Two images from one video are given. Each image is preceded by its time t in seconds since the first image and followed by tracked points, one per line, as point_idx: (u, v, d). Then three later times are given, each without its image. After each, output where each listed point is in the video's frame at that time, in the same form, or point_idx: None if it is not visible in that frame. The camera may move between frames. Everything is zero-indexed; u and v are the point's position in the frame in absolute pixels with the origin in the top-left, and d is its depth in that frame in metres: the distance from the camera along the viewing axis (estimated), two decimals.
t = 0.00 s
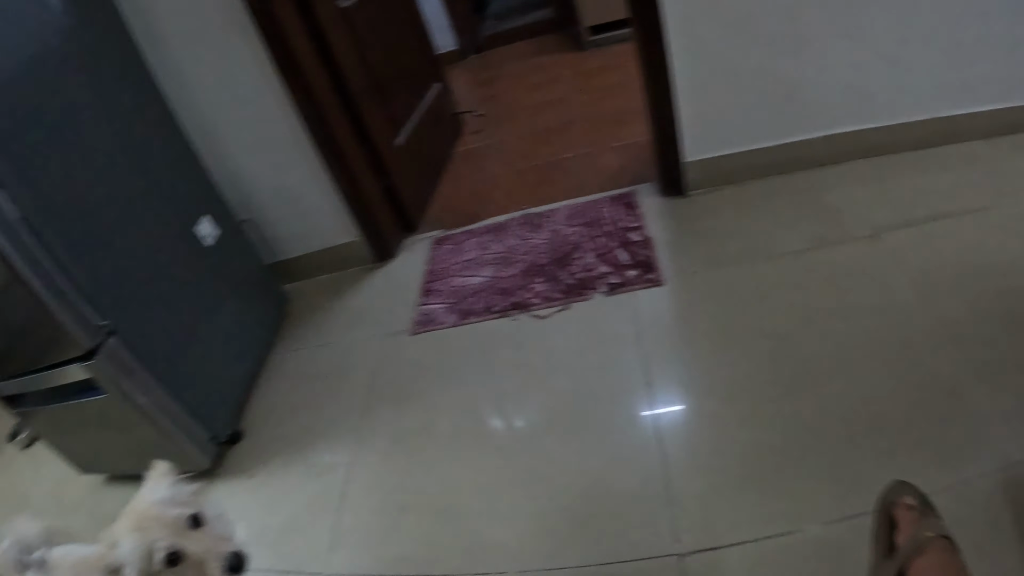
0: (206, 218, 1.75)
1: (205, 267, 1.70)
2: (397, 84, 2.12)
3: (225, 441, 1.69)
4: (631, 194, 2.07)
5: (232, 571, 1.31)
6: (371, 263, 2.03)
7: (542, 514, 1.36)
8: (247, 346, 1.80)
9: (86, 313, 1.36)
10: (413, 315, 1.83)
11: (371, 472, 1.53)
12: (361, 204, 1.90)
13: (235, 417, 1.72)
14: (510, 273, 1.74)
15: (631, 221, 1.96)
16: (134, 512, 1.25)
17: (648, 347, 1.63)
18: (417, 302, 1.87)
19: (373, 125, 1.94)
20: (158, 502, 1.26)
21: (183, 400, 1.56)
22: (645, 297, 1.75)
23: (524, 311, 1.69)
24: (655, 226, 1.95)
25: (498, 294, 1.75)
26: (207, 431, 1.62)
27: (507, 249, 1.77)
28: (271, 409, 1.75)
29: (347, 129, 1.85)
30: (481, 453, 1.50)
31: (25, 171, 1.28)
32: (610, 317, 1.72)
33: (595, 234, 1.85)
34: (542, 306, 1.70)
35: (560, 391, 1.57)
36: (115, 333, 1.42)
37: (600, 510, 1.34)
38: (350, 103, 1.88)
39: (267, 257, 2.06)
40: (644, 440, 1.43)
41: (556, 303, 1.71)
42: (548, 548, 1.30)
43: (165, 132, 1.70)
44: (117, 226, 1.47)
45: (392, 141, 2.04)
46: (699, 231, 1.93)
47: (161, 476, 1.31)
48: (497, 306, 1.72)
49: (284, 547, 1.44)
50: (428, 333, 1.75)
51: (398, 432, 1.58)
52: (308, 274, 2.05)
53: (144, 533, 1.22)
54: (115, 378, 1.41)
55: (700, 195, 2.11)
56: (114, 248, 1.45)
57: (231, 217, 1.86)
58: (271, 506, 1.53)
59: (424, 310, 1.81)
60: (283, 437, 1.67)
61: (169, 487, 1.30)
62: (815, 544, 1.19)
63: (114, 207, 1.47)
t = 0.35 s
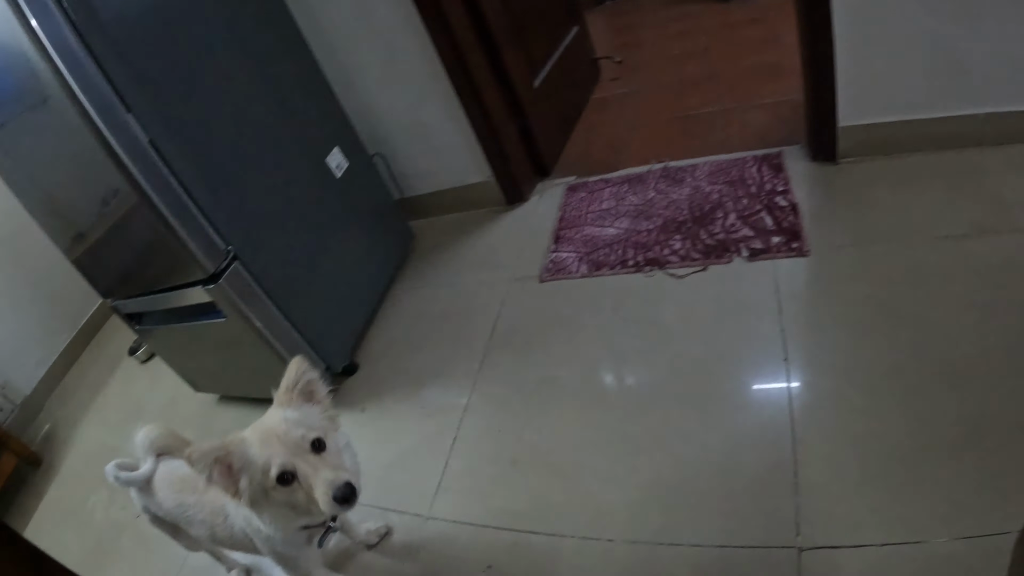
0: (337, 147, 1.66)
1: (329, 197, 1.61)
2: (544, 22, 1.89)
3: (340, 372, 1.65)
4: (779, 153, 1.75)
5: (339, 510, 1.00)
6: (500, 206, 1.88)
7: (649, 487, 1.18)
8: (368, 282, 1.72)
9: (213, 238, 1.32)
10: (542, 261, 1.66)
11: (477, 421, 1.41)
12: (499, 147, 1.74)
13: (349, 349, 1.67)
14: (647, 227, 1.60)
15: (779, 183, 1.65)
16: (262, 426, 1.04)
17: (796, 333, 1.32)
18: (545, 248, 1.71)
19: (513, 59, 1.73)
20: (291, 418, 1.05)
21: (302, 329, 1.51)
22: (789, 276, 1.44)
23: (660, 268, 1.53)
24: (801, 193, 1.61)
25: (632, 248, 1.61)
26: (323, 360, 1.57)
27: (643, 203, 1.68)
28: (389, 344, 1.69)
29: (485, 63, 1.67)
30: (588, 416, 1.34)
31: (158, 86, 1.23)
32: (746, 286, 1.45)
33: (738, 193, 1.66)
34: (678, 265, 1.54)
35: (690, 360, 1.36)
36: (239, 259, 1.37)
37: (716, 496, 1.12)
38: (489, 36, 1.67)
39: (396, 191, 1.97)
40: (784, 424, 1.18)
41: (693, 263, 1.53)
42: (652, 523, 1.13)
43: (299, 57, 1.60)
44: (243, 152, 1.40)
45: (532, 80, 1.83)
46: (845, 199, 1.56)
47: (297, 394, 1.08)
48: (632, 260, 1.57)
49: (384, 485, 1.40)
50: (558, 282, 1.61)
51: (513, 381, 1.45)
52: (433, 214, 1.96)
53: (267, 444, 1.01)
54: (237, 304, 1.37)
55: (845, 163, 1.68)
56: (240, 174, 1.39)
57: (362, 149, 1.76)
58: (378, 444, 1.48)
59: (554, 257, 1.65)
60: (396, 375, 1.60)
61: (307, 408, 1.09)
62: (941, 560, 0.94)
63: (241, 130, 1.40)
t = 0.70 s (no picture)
0: (389, 117, 1.59)
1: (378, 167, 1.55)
2: None
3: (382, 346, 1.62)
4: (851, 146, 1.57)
5: (318, 470, 0.88)
6: (557, 184, 1.79)
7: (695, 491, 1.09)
8: (414, 257, 1.67)
9: (257, 204, 1.29)
10: (598, 245, 1.57)
11: (519, 407, 1.35)
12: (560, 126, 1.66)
13: (392, 324, 1.62)
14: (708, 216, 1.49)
15: (850, 177, 1.49)
16: (256, 382, 0.94)
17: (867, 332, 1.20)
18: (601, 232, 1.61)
19: (574, 34, 1.63)
20: (285, 372, 0.95)
21: (343, 301, 1.47)
22: (853, 274, 1.30)
23: (720, 260, 1.42)
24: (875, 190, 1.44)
25: (692, 237, 1.50)
26: (364, 334, 1.53)
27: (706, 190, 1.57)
28: (433, 321, 1.65)
29: (546, 38, 1.57)
30: (632, 411, 1.25)
31: (203, 47, 1.18)
32: (808, 285, 1.32)
33: (805, 185, 1.51)
34: (739, 258, 1.42)
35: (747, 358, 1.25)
36: (282, 226, 1.34)
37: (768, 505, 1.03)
38: (552, 9, 1.57)
39: (448, 164, 1.91)
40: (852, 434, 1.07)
41: (756, 258, 1.41)
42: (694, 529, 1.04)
43: (356, 23, 1.52)
44: (289, 119, 1.34)
45: (593, 57, 1.74)
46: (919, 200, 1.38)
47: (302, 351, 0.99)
48: (691, 249, 1.46)
49: (416, 466, 1.35)
50: (613, 267, 1.51)
51: (561, 369, 1.38)
52: (485, 189, 1.91)
53: (253, 396, 0.91)
54: (278, 272, 1.33)
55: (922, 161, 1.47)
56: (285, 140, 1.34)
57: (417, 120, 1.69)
58: (415, 423, 1.43)
59: (610, 241, 1.54)
60: (438, 355, 1.55)
61: (312, 367, 0.99)
62: None
63: (288, 96, 1.34)
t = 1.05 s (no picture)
0: (466, 84, 1.55)
1: (448, 134, 1.52)
2: None
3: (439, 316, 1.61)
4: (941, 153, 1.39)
5: (352, 454, 0.86)
6: (633, 167, 1.74)
7: (745, 498, 1.02)
8: (477, 230, 1.64)
9: (323, 160, 1.27)
10: (667, 234, 1.51)
11: (572, 392, 1.31)
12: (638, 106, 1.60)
13: (450, 295, 1.60)
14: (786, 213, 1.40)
15: (939, 185, 1.32)
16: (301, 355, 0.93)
17: (948, 351, 1.07)
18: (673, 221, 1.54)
19: (661, 14, 1.57)
20: (330, 349, 0.93)
21: (402, 266, 1.45)
22: (932, 290, 1.16)
23: (795, 260, 1.32)
24: (966, 202, 1.27)
25: (767, 232, 1.40)
26: (422, 302, 1.51)
27: (786, 186, 1.47)
28: (492, 296, 1.63)
29: (632, 16, 1.51)
30: (690, 410, 1.18)
31: None
32: (881, 295, 1.19)
33: (890, 190, 1.36)
34: (815, 259, 1.31)
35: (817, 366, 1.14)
36: (348, 186, 1.32)
37: (827, 526, 0.94)
38: None
39: (522, 138, 1.89)
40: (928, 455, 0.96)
41: (832, 261, 1.29)
42: (739, 539, 0.98)
43: None
44: (362, 78, 1.31)
45: (679, 39, 1.67)
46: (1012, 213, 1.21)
47: (347, 326, 0.96)
48: (766, 245, 1.37)
49: (461, 441, 1.34)
50: (682, 257, 1.44)
51: (619, 357, 1.33)
52: (559, 166, 1.87)
53: (296, 372, 0.90)
54: (338, 231, 1.31)
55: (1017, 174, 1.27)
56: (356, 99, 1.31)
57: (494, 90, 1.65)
58: (465, 397, 1.42)
59: (682, 230, 1.48)
60: (494, 331, 1.53)
61: (355, 344, 0.97)
62: None
63: (363, 53, 1.31)
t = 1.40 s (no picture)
0: (494, 65, 1.54)
1: (474, 115, 1.51)
2: None
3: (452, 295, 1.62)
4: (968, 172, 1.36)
5: (376, 408, 0.90)
6: (657, 161, 1.73)
7: (739, 501, 1.02)
8: (495, 213, 1.63)
9: (347, 131, 1.27)
10: (686, 230, 1.50)
11: (579, 380, 1.31)
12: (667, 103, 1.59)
13: (464, 275, 1.60)
14: (808, 219, 1.38)
15: (964, 204, 1.29)
16: (303, 316, 0.90)
17: (960, 369, 1.05)
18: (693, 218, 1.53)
19: (696, 9, 1.55)
20: (335, 312, 0.92)
21: (419, 243, 1.45)
22: (949, 306, 1.14)
23: (813, 266, 1.30)
24: (988, 221, 1.24)
25: (787, 236, 1.39)
26: (434, 279, 1.51)
27: (809, 191, 1.46)
28: (506, 280, 1.63)
29: (666, 9, 1.49)
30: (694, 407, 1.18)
31: None
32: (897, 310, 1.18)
33: (914, 204, 1.33)
34: (833, 267, 1.29)
35: (824, 373, 1.14)
36: (369, 158, 1.32)
37: (821, 532, 0.94)
38: None
39: (547, 124, 1.89)
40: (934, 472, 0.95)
41: (850, 270, 1.28)
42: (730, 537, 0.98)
43: None
44: (390, 52, 1.31)
45: (712, 36, 1.65)
46: None
47: (343, 290, 0.96)
48: (785, 249, 1.35)
49: (463, 421, 1.34)
50: (700, 254, 1.44)
51: (628, 349, 1.32)
52: (584, 155, 1.87)
53: (305, 335, 0.87)
54: (357, 203, 1.31)
55: None
56: (384, 73, 1.31)
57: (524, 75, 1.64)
58: (471, 377, 1.42)
59: (701, 227, 1.47)
60: (505, 314, 1.53)
61: (351, 306, 0.97)
62: None
63: (393, 27, 1.30)
